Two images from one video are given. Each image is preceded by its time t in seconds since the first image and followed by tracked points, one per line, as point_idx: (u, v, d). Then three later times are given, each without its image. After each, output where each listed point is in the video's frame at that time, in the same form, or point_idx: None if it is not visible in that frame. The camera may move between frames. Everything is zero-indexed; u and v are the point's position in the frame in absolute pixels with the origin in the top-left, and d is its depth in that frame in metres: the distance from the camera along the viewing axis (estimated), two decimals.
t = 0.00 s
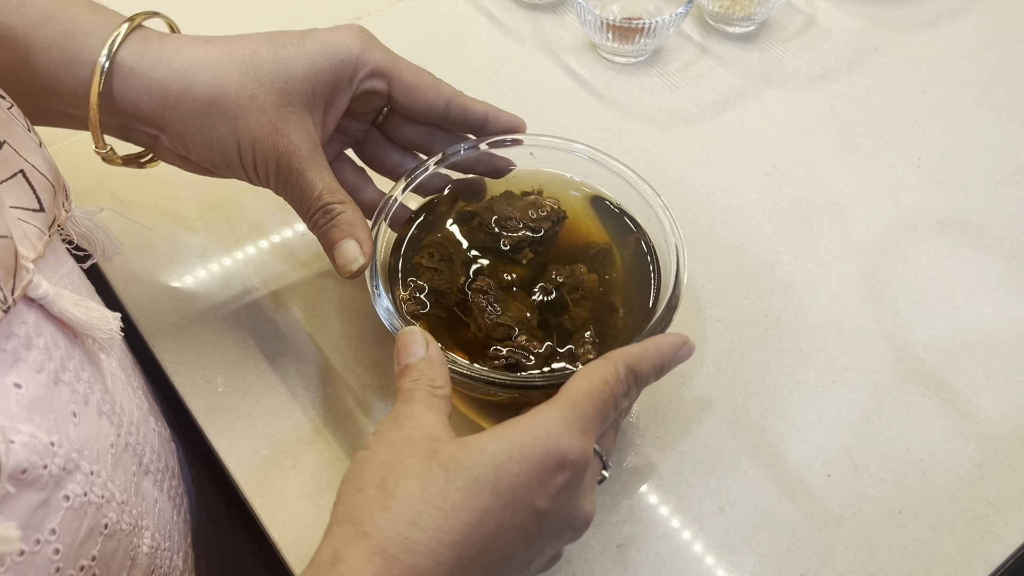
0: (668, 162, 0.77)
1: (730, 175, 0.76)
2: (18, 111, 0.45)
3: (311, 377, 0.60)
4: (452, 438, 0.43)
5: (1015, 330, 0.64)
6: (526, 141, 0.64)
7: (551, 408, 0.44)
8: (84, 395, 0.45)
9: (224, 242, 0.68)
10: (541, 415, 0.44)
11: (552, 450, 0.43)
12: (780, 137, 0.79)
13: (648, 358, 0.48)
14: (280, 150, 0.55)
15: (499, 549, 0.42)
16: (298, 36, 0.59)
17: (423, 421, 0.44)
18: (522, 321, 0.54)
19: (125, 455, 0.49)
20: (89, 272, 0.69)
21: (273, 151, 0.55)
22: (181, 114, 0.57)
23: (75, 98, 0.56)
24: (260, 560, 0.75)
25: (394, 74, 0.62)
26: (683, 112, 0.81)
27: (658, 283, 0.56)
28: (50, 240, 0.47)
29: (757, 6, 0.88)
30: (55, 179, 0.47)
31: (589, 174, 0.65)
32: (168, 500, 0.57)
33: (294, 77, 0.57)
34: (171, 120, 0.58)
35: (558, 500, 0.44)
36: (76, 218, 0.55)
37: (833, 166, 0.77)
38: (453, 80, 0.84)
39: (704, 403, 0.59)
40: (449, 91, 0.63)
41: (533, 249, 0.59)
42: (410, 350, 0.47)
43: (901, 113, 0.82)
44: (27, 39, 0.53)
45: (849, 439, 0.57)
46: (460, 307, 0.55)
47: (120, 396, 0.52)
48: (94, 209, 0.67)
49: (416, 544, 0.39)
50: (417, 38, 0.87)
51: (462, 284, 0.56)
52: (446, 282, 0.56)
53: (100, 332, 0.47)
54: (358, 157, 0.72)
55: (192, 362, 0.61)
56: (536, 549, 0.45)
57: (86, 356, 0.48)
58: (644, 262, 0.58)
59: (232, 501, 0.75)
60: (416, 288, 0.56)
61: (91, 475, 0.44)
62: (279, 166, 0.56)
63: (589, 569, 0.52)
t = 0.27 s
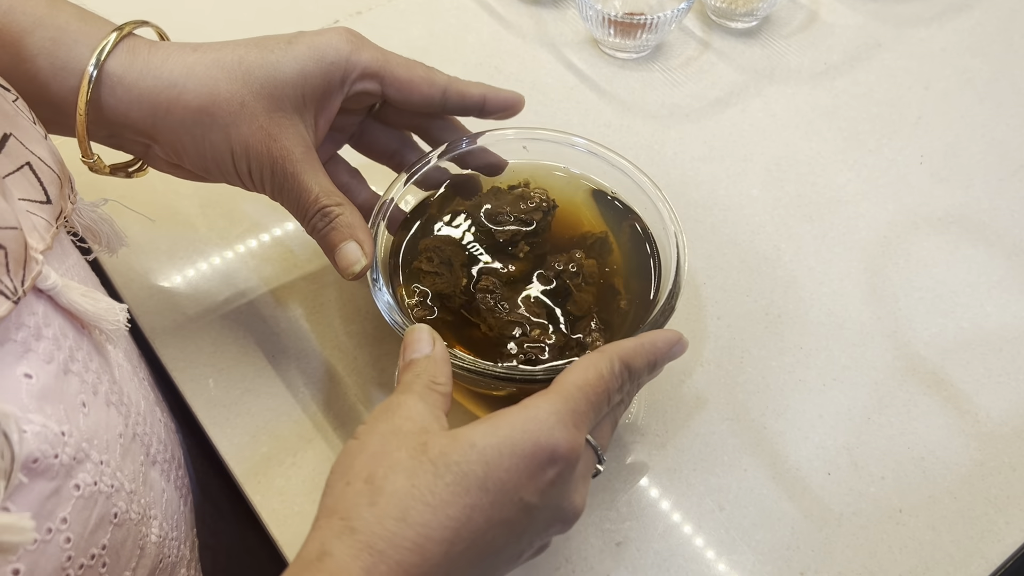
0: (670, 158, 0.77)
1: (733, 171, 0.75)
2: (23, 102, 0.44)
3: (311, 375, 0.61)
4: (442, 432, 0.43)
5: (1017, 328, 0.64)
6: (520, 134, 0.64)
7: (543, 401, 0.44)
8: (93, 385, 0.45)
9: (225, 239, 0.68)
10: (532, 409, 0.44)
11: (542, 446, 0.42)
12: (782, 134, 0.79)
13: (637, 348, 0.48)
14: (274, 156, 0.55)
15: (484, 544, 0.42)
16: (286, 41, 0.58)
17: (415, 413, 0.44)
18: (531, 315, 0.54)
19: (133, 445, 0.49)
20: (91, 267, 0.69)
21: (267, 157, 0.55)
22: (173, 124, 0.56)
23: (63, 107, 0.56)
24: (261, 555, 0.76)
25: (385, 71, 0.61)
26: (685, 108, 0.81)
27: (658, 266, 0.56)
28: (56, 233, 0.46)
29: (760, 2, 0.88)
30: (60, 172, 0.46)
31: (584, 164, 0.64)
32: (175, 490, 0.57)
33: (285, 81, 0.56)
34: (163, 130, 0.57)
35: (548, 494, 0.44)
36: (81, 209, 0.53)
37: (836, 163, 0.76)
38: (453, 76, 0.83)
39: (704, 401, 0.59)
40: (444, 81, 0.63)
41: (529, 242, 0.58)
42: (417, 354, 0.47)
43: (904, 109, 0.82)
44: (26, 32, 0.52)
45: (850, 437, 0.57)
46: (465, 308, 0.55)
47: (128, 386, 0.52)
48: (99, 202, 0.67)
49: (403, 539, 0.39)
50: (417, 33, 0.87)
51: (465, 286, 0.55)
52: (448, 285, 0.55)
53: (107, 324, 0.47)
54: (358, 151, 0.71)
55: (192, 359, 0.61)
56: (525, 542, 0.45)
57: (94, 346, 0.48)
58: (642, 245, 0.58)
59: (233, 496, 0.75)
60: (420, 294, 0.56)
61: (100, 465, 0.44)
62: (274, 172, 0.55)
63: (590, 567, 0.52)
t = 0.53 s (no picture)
0: (675, 155, 0.76)
1: (739, 168, 0.75)
2: (32, 97, 0.43)
3: (315, 372, 0.60)
4: (428, 420, 0.43)
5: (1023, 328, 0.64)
6: (528, 133, 0.64)
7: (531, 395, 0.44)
8: (102, 379, 0.45)
9: (230, 236, 0.68)
10: (521, 403, 0.44)
11: (527, 436, 0.42)
12: (788, 131, 0.78)
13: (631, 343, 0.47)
14: (281, 153, 0.55)
15: (467, 535, 0.42)
16: (295, 38, 0.58)
17: (401, 403, 0.43)
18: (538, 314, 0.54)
19: (140, 440, 0.49)
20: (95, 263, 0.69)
21: (274, 153, 0.55)
22: (180, 118, 0.56)
23: (73, 100, 0.55)
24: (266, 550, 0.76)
25: (392, 75, 0.61)
26: (691, 105, 0.81)
27: (665, 263, 0.56)
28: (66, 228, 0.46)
29: None
30: (70, 167, 0.46)
31: (590, 162, 0.64)
32: (181, 484, 0.57)
33: (293, 78, 0.56)
34: (170, 124, 0.57)
35: (534, 486, 0.44)
36: (88, 204, 0.53)
37: (842, 160, 0.76)
38: (458, 72, 0.83)
39: (710, 401, 0.59)
40: (449, 91, 0.63)
41: (533, 239, 0.58)
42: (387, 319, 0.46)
43: (911, 106, 0.81)
44: (33, 28, 0.52)
45: (856, 436, 0.57)
46: (471, 308, 0.55)
47: (135, 381, 0.52)
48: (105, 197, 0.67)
49: (378, 520, 0.39)
50: (422, 29, 0.87)
51: (471, 285, 0.55)
52: (454, 284, 0.55)
53: (116, 319, 0.47)
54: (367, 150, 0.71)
55: (197, 356, 0.61)
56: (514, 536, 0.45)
57: (102, 341, 0.48)
58: (646, 241, 0.58)
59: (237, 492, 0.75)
60: (426, 295, 0.55)
61: (109, 460, 0.44)
62: (280, 168, 0.55)
63: (594, 566, 0.52)
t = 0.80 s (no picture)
0: (684, 153, 0.76)
1: (748, 166, 0.75)
2: (44, 99, 0.44)
3: (324, 371, 0.60)
4: (442, 422, 0.43)
5: None
6: (537, 130, 0.63)
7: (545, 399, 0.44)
8: (111, 382, 0.45)
9: (238, 234, 0.68)
10: (534, 406, 0.43)
11: (539, 439, 0.42)
12: (797, 129, 0.78)
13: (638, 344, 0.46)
14: (292, 152, 0.55)
15: (478, 537, 0.42)
16: (305, 36, 0.58)
17: (417, 404, 0.44)
18: (549, 315, 0.53)
19: (149, 442, 0.49)
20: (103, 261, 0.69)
21: (285, 152, 0.55)
22: (191, 117, 0.56)
23: (84, 98, 0.55)
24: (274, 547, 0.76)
25: (402, 72, 0.60)
26: (700, 102, 0.80)
27: (677, 264, 0.56)
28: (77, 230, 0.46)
29: None
30: (81, 167, 0.46)
31: (600, 161, 0.64)
32: (188, 486, 0.57)
33: (304, 77, 0.56)
34: (181, 123, 0.57)
35: (548, 489, 0.43)
36: (97, 206, 0.53)
37: (852, 158, 0.76)
38: (466, 69, 0.83)
39: (719, 401, 0.59)
40: (459, 89, 0.62)
41: (543, 239, 0.58)
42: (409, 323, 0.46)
43: (921, 104, 0.80)
44: (43, 27, 0.52)
45: (865, 437, 0.57)
46: (480, 307, 0.55)
47: (143, 383, 0.52)
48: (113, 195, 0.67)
49: (389, 519, 0.39)
50: (430, 26, 0.86)
51: (480, 284, 0.55)
52: (464, 284, 0.55)
53: (126, 321, 0.47)
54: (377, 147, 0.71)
55: (204, 355, 0.61)
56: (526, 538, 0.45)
57: (111, 343, 0.48)
58: (656, 240, 0.58)
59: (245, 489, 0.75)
60: (435, 294, 0.55)
61: (119, 462, 0.44)
62: (291, 167, 0.55)
63: (603, 567, 0.52)
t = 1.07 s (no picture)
0: (690, 151, 0.76)
1: (753, 164, 0.74)
2: (44, 94, 0.43)
3: (330, 370, 0.60)
4: (479, 415, 0.39)
5: None
6: (542, 129, 0.63)
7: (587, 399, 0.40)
8: (116, 378, 0.45)
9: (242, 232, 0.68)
10: (576, 406, 0.40)
11: (577, 444, 0.38)
12: (803, 127, 0.77)
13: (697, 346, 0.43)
14: (296, 152, 0.54)
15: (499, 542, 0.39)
16: (308, 36, 0.58)
17: (462, 389, 0.41)
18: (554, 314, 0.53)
19: (154, 438, 0.49)
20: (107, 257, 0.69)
21: (289, 152, 0.55)
22: (195, 118, 0.56)
23: (86, 99, 0.55)
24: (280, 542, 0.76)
25: (406, 71, 0.60)
26: (706, 99, 0.80)
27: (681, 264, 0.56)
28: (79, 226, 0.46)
29: None
30: (83, 163, 0.46)
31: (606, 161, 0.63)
32: (193, 482, 0.57)
33: (307, 77, 0.56)
34: (184, 124, 0.57)
35: (581, 499, 0.39)
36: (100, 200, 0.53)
37: (858, 156, 0.75)
38: (470, 67, 0.82)
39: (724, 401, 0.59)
40: (462, 88, 0.62)
41: (547, 238, 0.57)
42: (527, 303, 0.42)
43: (928, 101, 0.80)
44: (46, 28, 0.52)
45: (870, 437, 0.57)
46: (485, 307, 0.55)
47: (147, 378, 0.52)
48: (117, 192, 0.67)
49: (405, 514, 0.37)
50: (434, 23, 0.86)
51: (484, 284, 0.55)
52: (468, 284, 0.54)
53: (128, 318, 0.47)
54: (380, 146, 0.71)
55: (208, 353, 0.61)
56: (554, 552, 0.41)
57: (115, 340, 0.47)
58: (660, 240, 0.58)
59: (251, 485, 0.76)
60: (440, 294, 0.55)
61: (123, 458, 0.44)
62: (295, 168, 0.55)
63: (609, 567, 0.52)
